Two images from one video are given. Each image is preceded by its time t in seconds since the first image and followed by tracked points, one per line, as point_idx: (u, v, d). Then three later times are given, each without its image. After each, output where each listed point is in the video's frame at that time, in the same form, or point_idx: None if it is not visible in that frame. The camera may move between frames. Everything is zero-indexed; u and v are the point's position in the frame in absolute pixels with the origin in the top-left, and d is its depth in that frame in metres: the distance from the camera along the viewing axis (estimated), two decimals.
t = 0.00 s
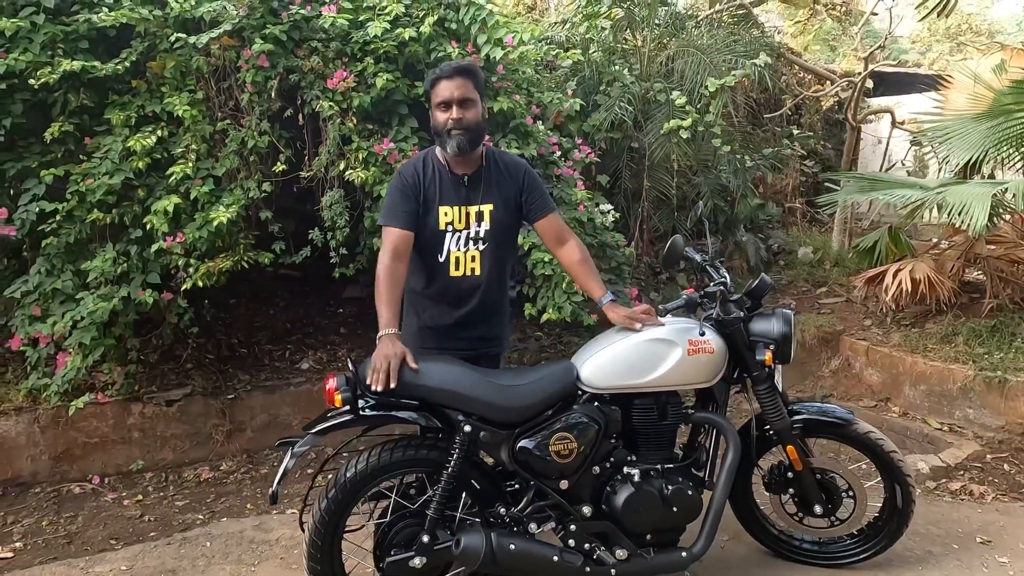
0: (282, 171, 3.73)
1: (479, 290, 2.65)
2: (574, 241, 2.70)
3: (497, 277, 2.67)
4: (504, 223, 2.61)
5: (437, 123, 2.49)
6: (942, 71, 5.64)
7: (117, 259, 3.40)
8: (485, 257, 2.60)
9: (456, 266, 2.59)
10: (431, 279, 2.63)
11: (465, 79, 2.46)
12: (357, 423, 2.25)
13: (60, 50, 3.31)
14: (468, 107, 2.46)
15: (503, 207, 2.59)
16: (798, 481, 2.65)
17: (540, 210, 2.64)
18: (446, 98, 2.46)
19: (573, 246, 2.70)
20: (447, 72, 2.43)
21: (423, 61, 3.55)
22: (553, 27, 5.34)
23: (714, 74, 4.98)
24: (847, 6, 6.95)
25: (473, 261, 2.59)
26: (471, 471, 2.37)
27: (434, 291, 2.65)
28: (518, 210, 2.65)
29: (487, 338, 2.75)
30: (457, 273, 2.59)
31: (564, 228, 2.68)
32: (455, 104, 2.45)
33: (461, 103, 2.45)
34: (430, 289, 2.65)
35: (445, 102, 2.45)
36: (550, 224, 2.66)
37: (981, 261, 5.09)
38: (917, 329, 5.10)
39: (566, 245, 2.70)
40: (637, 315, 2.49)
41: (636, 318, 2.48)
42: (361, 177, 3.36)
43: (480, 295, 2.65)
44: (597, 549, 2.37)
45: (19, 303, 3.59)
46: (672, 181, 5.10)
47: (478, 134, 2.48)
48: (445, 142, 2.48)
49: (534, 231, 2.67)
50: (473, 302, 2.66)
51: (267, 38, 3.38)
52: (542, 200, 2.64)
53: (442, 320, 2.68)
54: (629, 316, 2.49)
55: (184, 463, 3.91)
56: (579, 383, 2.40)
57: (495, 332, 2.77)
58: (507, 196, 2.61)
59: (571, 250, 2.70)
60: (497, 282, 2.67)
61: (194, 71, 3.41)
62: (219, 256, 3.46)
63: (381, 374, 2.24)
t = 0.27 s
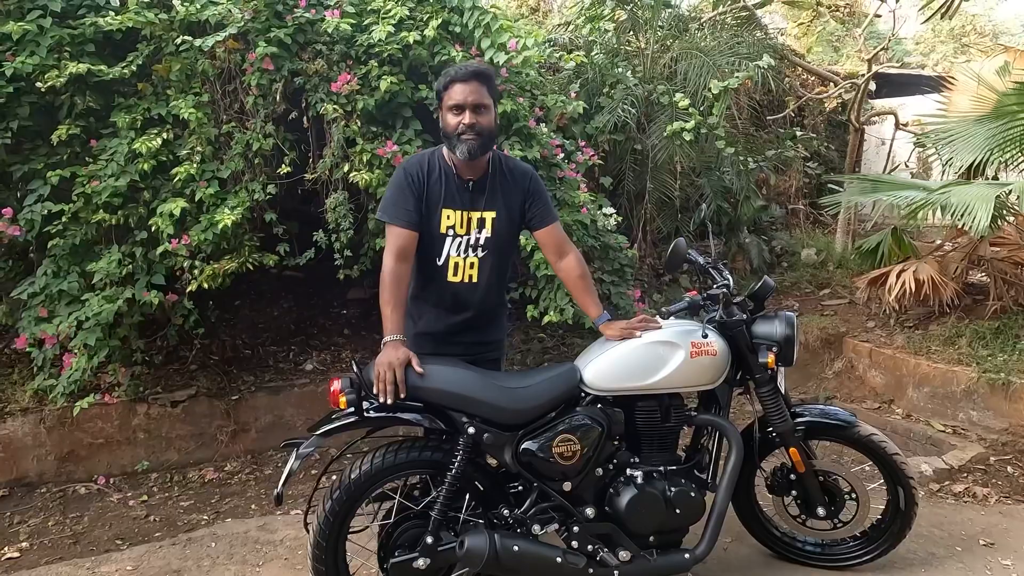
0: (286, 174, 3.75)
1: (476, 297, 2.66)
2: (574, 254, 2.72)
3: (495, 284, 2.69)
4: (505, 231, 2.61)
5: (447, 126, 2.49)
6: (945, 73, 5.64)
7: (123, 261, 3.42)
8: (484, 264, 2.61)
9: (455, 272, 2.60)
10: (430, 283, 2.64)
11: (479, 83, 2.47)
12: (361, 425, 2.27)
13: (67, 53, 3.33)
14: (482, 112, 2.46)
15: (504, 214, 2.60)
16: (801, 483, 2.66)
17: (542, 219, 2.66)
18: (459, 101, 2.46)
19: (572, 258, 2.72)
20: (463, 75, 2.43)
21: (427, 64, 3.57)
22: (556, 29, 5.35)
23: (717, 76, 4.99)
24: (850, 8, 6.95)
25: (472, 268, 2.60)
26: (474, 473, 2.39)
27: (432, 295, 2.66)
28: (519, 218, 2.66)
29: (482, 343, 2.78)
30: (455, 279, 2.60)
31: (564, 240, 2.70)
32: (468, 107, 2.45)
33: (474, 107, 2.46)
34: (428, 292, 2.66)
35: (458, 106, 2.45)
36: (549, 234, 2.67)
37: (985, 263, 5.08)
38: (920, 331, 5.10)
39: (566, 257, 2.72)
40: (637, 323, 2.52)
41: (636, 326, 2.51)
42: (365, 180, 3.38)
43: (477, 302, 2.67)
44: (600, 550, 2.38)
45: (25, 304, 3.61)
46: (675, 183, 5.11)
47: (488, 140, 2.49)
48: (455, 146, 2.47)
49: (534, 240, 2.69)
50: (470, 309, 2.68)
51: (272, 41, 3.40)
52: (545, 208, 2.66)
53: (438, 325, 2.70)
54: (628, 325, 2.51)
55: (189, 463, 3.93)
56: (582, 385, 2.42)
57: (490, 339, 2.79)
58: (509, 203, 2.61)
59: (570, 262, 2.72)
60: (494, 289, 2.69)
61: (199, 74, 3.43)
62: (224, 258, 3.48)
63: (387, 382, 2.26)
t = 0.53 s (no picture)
0: (290, 176, 3.76)
1: (477, 302, 2.68)
2: (579, 259, 2.72)
3: (496, 289, 2.70)
4: (509, 237, 2.62)
5: (459, 137, 2.46)
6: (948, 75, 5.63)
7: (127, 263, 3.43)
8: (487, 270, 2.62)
9: (458, 277, 2.60)
10: (432, 286, 2.65)
11: (494, 97, 2.43)
12: (365, 428, 2.27)
13: (72, 56, 3.35)
14: (494, 126, 2.43)
15: (510, 221, 2.60)
16: (804, 486, 2.66)
17: (548, 225, 2.65)
18: (472, 114, 2.42)
19: (577, 264, 2.72)
20: (478, 89, 2.39)
21: (430, 67, 3.58)
22: (559, 32, 5.36)
23: (720, 78, 4.99)
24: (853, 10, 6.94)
25: (475, 274, 2.61)
26: (478, 476, 2.39)
27: (434, 298, 2.68)
28: (524, 224, 2.66)
29: (481, 347, 2.80)
30: (458, 283, 2.61)
31: (569, 245, 2.70)
32: (481, 121, 2.42)
33: (488, 122, 2.42)
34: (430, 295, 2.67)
35: (470, 119, 2.42)
36: (555, 240, 2.67)
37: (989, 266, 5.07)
38: (924, 333, 5.09)
39: (571, 263, 2.72)
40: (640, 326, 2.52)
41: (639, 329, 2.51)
42: (369, 182, 3.38)
43: (479, 307, 2.69)
44: (603, 554, 2.38)
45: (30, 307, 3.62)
46: (678, 185, 5.11)
47: (499, 155, 2.46)
48: (465, 159, 2.45)
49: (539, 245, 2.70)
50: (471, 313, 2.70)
51: (276, 45, 3.41)
52: (551, 214, 2.66)
53: (439, 328, 2.72)
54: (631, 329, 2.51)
55: (193, 465, 3.94)
56: (585, 389, 2.42)
57: (490, 343, 2.81)
58: (516, 210, 2.61)
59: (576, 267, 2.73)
60: (496, 294, 2.71)
61: (204, 77, 3.45)
62: (228, 261, 3.49)
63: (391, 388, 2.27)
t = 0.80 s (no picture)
0: (294, 177, 3.77)
1: (482, 305, 2.68)
2: (585, 262, 2.74)
3: (502, 291, 2.70)
4: (518, 242, 2.60)
5: (470, 151, 2.41)
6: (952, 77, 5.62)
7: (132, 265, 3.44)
8: (494, 275, 2.61)
9: (465, 280, 2.59)
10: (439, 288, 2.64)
11: (511, 120, 2.35)
12: (369, 430, 2.27)
13: (77, 58, 3.36)
14: (506, 149, 2.37)
15: (519, 226, 2.58)
16: (807, 488, 2.65)
17: (554, 227, 2.66)
18: (485, 134, 2.36)
19: (582, 267, 2.74)
20: (495, 111, 2.31)
21: (433, 69, 3.59)
22: (562, 33, 5.36)
23: (723, 80, 4.99)
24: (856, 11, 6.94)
25: (482, 278, 2.59)
26: (481, 477, 2.40)
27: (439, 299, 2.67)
28: (532, 228, 2.64)
29: (483, 348, 2.82)
30: (465, 287, 2.60)
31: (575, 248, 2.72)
32: (494, 143, 2.36)
33: (501, 145, 2.36)
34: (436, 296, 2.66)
35: (483, 138, 2.36)
36: (561, 242, 2.70)
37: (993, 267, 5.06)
38: (928, 335, 5.08)
39: (576, 265, 2.74)
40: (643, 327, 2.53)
41: (641, 332, 2.51)
42: (372, 184, 3.39)
43: (483, 310, 2.70)
44: (606, 555, 2.38)
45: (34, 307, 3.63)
46: (681, 187, 5.11)
47: (506, 176, 2.43)
48: (472, 175, 2.42)
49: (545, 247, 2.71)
50: (475, 315, 2.71)
51: (280, 47, 3.42)
52: (558, 215, 2.66)
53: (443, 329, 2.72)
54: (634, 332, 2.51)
55: (196, 465, 3.94)
56: (589, 391, 2.43)
57: (491, 344, 2.83)
58: (525, 214, 2.59)
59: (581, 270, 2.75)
60: (500, 297, 2.71)
61: (208, 79, 3.46)
62: (232, 262, 3.49)
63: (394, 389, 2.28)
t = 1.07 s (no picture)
0: (297, 179, 3.78)
1: (488, 309, 2.69)
2: (589, 264, 2.75)
3: (508, 294, 2.70)
4: (525, 246, 2.61)
5: (483, 175, 2.36)
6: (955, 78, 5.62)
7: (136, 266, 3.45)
8: (501, 279, 2.61)
9: (472, 284, 2.59)
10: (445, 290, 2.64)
11: (529, 157, 2.27)
12: (371, 431, 2.28)
13: (82, 61, 3.38)
14: (519, 182, 2.33)
15: (526, 231, 2.58)
16: (810, 490, 2.65)
17: (560, 230, 2.67)
18: (500, 167, 2.30)
19: (587, 269, 2.75)
20: (513, 151, 2.23)
21: (436, 71, 3.59)
22: (565, 35, 5.37)
23: (725, 82, 4.99)
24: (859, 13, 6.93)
25: (489, 283, 2.60)
26: (484, 479, 2.40)
27: (446, 302, 2.67)
28: (539, 232, 2.65)
29: (487, 350, 2.83)
30: (472, 291, 2.60)
31: (580, 250, 2.73)
32: (507, 175, 2.30)
33: (514, 179, 2.31)
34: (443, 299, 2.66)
35: (496, 169, 2.30)
36: (566, 245, 2.71)
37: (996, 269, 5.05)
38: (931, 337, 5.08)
39: (580, 267, 2.75)
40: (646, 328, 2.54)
41: (644, 333, 2.51)
42: (375, 185, 3.40)
43: (489, 313, 2.71)
44: (608, 557, 2.38)
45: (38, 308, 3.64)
46: (684, 188, 5.11)
47: (514, 202, 2.42)
48: (482, 197, 2.40)
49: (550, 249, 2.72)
50: (481, 318, 2.72)
51: (283, 49, 3.43)
52: (566, 219, 2.66)
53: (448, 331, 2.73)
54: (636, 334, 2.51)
55: (199, 466, 3.95)
56: (591, 392, 2.43)
57: (495, 346, 2.84)
58: (532, 219, 2.59)
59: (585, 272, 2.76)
60: (506, 301, 2.72)
61: (212, 80, 3.47)
62: (235, 263, 3.50)
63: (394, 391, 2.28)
